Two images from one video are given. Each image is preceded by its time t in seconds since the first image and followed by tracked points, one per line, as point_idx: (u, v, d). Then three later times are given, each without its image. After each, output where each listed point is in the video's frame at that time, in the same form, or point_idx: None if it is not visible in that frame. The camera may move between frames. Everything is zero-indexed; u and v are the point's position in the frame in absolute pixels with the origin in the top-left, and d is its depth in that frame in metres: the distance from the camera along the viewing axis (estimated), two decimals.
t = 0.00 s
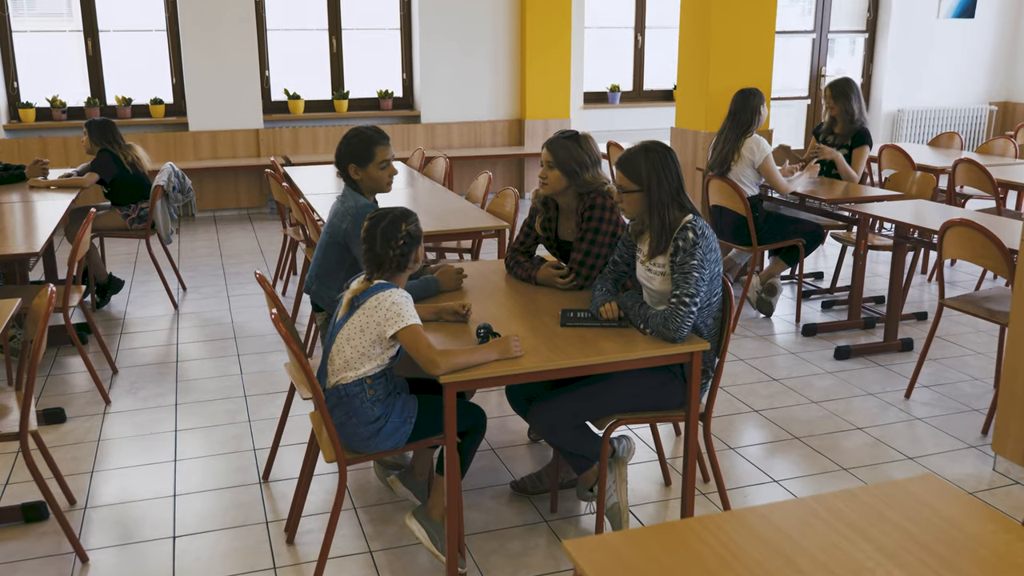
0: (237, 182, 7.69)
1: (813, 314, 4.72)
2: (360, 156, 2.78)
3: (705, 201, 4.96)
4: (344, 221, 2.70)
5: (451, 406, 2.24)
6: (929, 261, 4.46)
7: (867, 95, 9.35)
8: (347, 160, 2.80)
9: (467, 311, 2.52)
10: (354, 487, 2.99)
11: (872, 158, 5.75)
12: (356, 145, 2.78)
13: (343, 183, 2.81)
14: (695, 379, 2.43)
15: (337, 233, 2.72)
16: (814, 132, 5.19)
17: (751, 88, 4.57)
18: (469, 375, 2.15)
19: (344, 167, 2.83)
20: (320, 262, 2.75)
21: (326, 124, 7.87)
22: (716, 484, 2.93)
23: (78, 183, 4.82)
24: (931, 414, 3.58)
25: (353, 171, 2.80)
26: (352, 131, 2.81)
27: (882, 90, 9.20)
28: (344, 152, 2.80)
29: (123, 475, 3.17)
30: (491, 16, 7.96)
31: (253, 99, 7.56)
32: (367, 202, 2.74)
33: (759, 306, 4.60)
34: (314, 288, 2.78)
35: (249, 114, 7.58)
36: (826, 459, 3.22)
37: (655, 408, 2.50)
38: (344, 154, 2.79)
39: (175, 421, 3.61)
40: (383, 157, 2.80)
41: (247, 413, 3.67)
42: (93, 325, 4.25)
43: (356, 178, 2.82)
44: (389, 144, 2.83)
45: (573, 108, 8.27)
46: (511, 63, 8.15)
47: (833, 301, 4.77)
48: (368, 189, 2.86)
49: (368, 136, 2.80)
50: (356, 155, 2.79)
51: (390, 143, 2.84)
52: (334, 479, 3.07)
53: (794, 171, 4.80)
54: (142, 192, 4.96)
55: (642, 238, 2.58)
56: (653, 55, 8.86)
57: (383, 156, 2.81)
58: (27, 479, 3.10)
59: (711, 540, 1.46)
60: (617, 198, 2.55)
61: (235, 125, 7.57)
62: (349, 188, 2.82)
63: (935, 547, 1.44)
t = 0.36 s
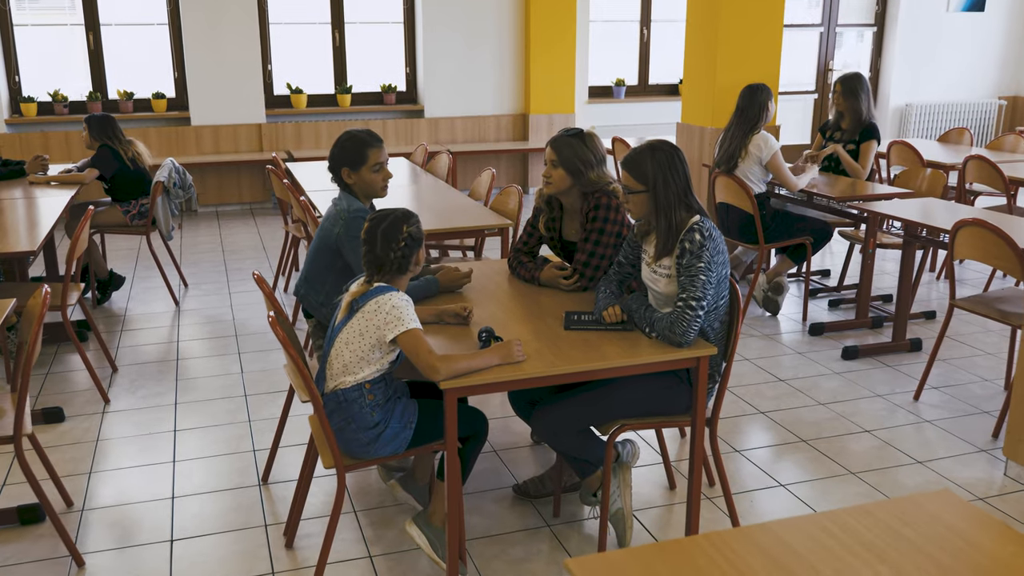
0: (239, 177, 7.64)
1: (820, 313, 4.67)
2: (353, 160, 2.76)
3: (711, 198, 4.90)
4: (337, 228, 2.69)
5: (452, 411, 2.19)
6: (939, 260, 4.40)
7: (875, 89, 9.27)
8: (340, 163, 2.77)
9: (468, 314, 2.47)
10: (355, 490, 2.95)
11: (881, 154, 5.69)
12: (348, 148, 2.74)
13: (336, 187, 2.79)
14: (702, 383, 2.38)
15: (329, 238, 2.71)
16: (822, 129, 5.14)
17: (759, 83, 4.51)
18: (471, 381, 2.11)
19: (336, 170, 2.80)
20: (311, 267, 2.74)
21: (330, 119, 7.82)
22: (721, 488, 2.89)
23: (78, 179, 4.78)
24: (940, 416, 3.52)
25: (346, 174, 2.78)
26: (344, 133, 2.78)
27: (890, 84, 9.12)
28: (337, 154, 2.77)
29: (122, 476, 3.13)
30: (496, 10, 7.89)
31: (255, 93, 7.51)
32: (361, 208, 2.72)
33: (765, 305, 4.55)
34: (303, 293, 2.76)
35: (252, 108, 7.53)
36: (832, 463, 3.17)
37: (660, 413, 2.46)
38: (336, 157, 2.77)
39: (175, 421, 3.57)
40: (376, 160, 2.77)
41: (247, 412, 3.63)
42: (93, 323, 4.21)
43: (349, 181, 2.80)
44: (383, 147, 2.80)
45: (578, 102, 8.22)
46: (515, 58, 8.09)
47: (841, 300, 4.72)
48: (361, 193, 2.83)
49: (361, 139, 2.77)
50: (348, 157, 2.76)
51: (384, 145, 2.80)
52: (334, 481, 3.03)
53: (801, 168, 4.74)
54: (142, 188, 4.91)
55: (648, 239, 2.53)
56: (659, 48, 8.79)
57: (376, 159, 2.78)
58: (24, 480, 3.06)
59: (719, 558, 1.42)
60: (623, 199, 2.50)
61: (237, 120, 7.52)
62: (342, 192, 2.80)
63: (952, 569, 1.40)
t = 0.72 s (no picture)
0: (243, 170, 7.60)
1: (828, 311, 4.61)
2: (357, 155, 2.71)
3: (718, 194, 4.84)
4: (336, 226, 2.67)
5: (452, 417, 2.15)
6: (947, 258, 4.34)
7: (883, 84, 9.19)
8: (343, 157, 2.73)
9: (469, 316, 2.43)
10: (355, 492, 2.91)
11: (890, 150, 5.62)
12: (355, 143, 2.70)
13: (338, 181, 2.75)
14: (707, 388, 2.34)
15: (327, 235, 2.69)
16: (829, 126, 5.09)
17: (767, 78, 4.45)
18: (470, 385, 2.07)
19: (340, 165, 2.76)
20: (308, 266, 2.72)
21: (334, 112, 7.77)
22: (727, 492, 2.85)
23: (78, 173, 4.74)
24: (949, 418, 3.46)
25: (349, 169, 2.73)
26: (351, 129, 2.74)
27: (899, 79, 9.05)
28: (341, 148, 2.73)
29: (119, 475, 3.10)
30: (501, 3, 7.83)
31: (258, 86, 7.46)
32: (360, 207, 2.69)
33: (772, 303, 4.50)
34: (300, 293, 2.73)
35: (256, 102, 7.49)
36: (840, 466, 3.12)
37: (665, 417, 2.42)
38: (340, 151, 2.72)
39: (174, 420, 3.53)
40: (381, 157, 2.72)
41: (248, 411, 3.60)
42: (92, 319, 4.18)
43: (352, 177, 2.75)
44: (388, 144, 2.75)
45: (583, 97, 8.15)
46: (521, 51, 8.03)
47: (849, 298, 4.66)
48: (363, 190, 2.79)
49: (368, 135, 2.72)
50: (354, 152, 2.71)
51: (389, 142, 2.76)
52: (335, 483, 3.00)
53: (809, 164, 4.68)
54: (143, 183, 4.88)
55: (652, 239, 2.49)
56: (665, 42, 8.71)
57: (381, 156, 2.74)
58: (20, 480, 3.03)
59: None
60: (627, 199, 2.45)
61: (240, 113, 7.48)
62: (343, 187, 2.76)
63: None
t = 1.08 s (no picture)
0: (245, 164, 7.55)
1: (835, 309, 4.56)
2: (361, 152, 2.66)
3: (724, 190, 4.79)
4: (337, 223, 2.62)
5: (451, 420, 2.11)
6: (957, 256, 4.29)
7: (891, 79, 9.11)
8: (347, 154, 2.68)
9: (470, 317, 2.39)
10: (355, 493, 2.87)
11: (899, 147, 5.55)
12: (360, 140, 2.66)
13: (341, 178, 2.70)
14: (712, 390, 2.29)
15: (327, 233, 2.65)
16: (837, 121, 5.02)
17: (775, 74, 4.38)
18: (470, 389, 2.02)
19: (343, 161, 2.71)
20: (307, 263, 2.67)
21: (337, 106, 7.72)
22: (732, 495, 2.80)
23: (77, 167, 4.70)
24: (958, 420, 3.41)
25: (353, 166, 2.69)
26: (357, 126, 2.70)
27: (906, 73, 8.97)
28: (345, 145, 2.68)
29: (116, 474, 3.06)
30: None
31: (261, 79, 7.41)
32: (361, 204, 2.64)
33: (778, 301, 4.45)
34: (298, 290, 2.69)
35: (258, 95, 7.44)
36: (847, 468, 3.07)
37: (670, 420, 2.37)
38: (344, 148, 2.68)
39: (173, 418, 3.50)
40: (386, 155, 2.68)
41: (247, 409, 3.56)
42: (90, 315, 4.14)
43: (355, 174, 2.70)
44: (393, 142, 2.71)
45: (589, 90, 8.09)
46: (525, 45, 7.97)
47: (856, 296, 4.60)
48: (366, 188, 2.74)
49: (374, 133, 2.68)
50: (358, 149, 2.66)
51: (394, 140, 2.71)
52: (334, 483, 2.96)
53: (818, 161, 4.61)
54: (143, 177, 4.83)
55: (657, 238, 2.44)
56: (671, 36, 8.64)
57: (386, 154, 2.69)
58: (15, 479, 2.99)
59: None
60: (631, 198, 2.40)
61: (243, 106, 7.43)
62: (346, 184, 2.71)
63: None
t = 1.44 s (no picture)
0: (245, 156, 7.50)
1: (840, 306, 4.51)
2: (361, 147, 2.61)
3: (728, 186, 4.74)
4: (336, 220, 2.58)
5: (451, 423, 2.06)
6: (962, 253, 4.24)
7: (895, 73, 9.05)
8: (348, 149, 2.63)
9: (471, 316, 2.34)
10: (354, 494, 2.83)
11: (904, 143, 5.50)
12: (360, 134, 2.61)
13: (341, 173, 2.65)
14: (717, 392, 2.25)
15: (326, 230, 2.60)
16: (845, 116, 4.97)
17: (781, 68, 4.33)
18: (471, 390, 1.98)
19: (343, 156, 2.66)
20: (306, 260, 2.63)
21: (337, 98, 7.66)
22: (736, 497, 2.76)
23: (74, 160, 4.65)
24: (964, 420, 3.37)
25: (353, 161, 2.64)
26: (357, 120, 2.65)
27: (911, 68, 8.91)
28: (346, 140, 2.63)
29: (111, 474, 3.02)
30: None
31: (260, 71, 7.35)
32: (360, 200, 2.59)
33: (783, 298, 4.40)
34: (297, 287, 2.65)
35: (258, 87, 7.38)
36: (852, 470, 3.03)
37: (673, 422, 2.33)
38: (345, 143, 2.63)
39: (170, 416, 3.45)
40: (386, 151, 2.63)
41: (245, 407, 3.52)
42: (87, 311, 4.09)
43: (355, 169, 2.65)
44: (394, 138, 2.66)
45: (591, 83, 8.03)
46: (528, 38, 7.90)
47: (861, 294, 4.56)
48: (367, 185, 2.70)
49: (375, 128, 2.63)
50: (359, 144, 2.61)
51: (395, 136, 2.66)
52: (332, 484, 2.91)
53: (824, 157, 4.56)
54: (141, 169, 4.78)
55: (661, 237, 2.39)
56: (675, 29, 8.57)
57: (387, 151, 2.64)
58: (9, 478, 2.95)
59: None
60: (635, 196, 2.35)
61: (242, 98, 7.37)
62: (346, 180, 2.66)
63: None
